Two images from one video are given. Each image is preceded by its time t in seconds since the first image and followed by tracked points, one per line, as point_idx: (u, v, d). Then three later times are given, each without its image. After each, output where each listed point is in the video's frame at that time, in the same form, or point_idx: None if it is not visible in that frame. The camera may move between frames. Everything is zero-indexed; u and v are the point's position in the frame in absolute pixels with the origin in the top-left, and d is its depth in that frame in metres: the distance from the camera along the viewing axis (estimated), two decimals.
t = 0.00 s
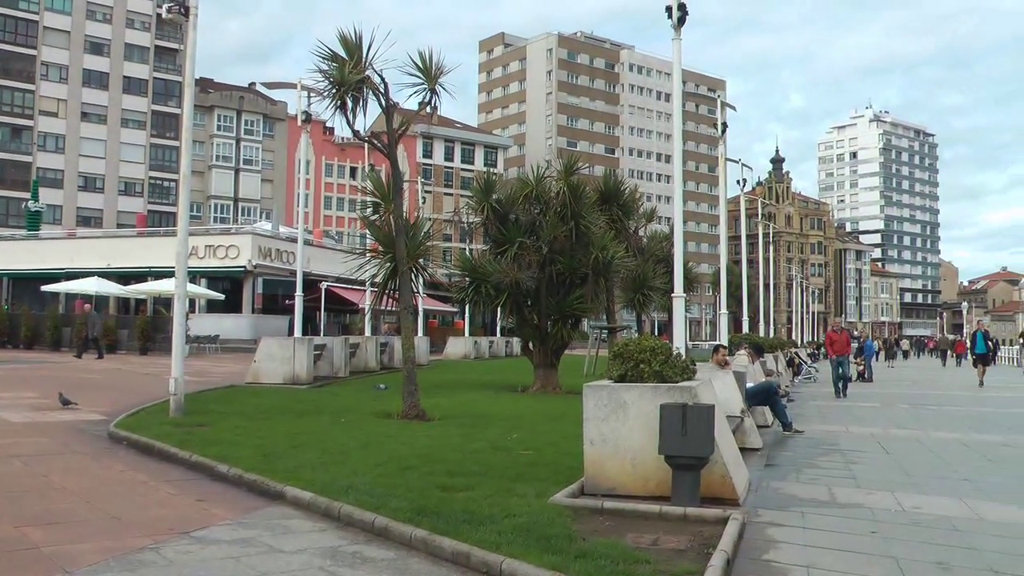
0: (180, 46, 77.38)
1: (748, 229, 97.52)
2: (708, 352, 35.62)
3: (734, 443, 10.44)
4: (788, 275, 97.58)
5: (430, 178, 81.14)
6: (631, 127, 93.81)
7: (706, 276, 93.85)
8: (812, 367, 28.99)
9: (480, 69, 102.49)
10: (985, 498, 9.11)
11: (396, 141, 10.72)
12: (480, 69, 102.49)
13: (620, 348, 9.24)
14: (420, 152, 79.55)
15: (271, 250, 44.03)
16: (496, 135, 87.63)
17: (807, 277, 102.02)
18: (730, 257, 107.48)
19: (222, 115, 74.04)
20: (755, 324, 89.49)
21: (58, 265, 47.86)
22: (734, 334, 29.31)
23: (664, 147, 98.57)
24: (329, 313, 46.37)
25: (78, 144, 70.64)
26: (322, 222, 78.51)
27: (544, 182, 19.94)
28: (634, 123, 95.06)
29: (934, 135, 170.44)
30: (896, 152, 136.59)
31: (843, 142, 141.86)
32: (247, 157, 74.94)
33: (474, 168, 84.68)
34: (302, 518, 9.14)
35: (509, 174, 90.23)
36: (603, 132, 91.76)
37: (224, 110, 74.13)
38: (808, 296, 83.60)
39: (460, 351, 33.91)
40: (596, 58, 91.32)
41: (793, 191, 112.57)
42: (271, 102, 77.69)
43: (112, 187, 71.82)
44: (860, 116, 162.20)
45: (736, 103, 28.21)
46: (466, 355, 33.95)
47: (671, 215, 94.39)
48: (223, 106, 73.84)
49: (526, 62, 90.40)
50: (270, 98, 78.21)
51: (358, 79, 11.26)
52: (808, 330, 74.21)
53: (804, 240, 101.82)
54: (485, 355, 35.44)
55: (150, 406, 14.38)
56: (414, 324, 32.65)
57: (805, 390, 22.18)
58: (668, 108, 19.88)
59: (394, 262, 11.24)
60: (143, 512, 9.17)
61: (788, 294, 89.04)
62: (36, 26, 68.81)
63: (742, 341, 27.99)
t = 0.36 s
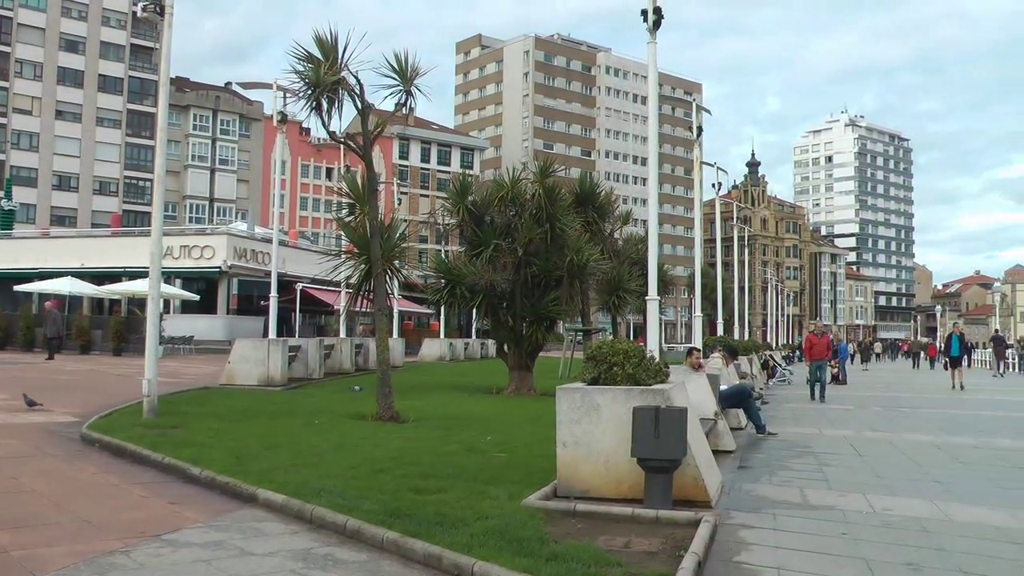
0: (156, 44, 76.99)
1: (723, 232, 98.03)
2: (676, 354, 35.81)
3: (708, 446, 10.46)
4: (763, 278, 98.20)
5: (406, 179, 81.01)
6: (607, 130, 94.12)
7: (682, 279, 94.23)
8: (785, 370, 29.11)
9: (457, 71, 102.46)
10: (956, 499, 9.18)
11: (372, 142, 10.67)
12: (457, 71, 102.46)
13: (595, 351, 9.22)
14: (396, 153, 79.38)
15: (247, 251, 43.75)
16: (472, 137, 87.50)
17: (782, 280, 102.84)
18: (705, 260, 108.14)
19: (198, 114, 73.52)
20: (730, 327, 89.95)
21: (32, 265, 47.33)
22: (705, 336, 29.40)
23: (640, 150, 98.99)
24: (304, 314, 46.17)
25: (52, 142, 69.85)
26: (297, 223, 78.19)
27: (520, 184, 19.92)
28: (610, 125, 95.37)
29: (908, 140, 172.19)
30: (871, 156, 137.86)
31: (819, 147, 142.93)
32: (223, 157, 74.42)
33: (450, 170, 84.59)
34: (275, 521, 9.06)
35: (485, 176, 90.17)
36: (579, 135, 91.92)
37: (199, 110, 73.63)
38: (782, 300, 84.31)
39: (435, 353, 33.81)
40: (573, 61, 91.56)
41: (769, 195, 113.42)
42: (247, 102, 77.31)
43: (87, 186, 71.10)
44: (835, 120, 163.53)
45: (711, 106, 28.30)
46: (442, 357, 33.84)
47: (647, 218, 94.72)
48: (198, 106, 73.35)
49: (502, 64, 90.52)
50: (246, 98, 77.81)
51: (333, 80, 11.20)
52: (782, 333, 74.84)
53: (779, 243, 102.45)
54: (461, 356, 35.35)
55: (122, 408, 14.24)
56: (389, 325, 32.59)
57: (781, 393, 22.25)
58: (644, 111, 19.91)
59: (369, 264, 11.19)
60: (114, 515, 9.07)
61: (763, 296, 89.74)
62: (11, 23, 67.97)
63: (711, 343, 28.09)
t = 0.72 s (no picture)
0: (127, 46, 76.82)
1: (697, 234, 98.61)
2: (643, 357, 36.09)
3: (681, 447, 10.49)
4: (737, 280, 98.88)
5: (380, 182, 80.85)
6: (581, 132, 94.42)
7: (656, 281, 94.69)
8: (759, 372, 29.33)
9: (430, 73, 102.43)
10: (927, 498, 9.26)
11: (344, 146, 10.64)
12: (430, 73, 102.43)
13: (568, 353, 9.23)
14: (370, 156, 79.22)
15: (220, 255, 43.55)
16: (446, 139, 87.38)
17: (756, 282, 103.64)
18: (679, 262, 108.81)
19: (170, 117, 72.99)
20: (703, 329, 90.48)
21: (3, 268, 46.74)
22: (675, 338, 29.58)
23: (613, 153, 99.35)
24: (278, 318, 45.96)
25: (23, 145, 68.98)
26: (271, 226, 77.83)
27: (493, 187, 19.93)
28: (585, 128, 95.64)
29: (879, 143, 174.00)
30: (843, 158, 139.11)
31: (792, 149, 144.02)
32: (196, 160, 73.86)
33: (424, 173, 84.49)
34: (247, 525, 9.00)
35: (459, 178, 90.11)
36: (553, 137, 92.09)
37: (172, 112, 73.07)
38: (756, 301, 85.07)
39: (411, 357, 33.82)
40: (546, 63, 91.78)
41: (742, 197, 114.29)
42: (220, 104, 76.86)
43: (58, 189, 70.31)
44: (808, 123, 164.90)
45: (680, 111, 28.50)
46: (417, 360, 33.86)
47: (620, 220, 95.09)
48: (171, 108, 72.78)
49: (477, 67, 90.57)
50: (219, 100, 77.36)
51: (305, 83, 11.14)
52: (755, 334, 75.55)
53: (753, 245, 103.14)
54: (435, 359, 35.34)
55: (94, 413, 14.09)
56: (363, 329, 32.59)
57: (755, 394, 22.33)
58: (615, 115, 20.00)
59: (342, 267, 11.14)
60: (84, 522, 8.96)
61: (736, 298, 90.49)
62: None
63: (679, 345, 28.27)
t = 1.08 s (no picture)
0: (98, 46, 76.09)
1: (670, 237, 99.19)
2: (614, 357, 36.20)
3: (651, 450, 10.52)
4: (709, 283, 99.55)
5: (352, 184, 80.70)
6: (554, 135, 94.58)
7: (627, 284, 95.10)
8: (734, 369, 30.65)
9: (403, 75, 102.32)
10: (893, 498, 9.33)
11: (315, 148, 10.62)
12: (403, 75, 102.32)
13: (537, 356, 9.24)
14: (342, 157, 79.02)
15: (191, 256, 43.24)
16: (419, 141, 87.25)
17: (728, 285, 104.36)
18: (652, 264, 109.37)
19: (141, 117, 72.50)
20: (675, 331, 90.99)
21: None
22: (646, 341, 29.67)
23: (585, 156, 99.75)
24: (249, 320, 45.69)
25: None
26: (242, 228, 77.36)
27: (465, 189, 19.95)
28: (557, 130, 95.82)
29: (850, 147, 175.95)
30: (815, 162, 140.44)
31: (764, 153, 145.13)
32: (168, 160, 73.32)
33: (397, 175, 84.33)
34: (216, 529, 8.92)
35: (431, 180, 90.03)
36: (526, 140, 92.18)
37: (143, 112, 72.62)
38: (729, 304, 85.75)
39: (382, 359, 33.80)
40: (519, 66, 91.97)
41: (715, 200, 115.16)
42: (192, 104, 76.39)
43: (28, 189, 69.49)
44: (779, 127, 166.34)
45: (649, 113, 28.67)
46: (388, 362, 33.88)
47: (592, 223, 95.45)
48: (142, 108, 72.30)
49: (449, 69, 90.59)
50: (191, 100, 76.87)
51: (277, 84, 11.09)
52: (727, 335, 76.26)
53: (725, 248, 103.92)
54: (407, 361, 35.36)
55: (62, 416, 13.92)
56: (334, 331, 32.50)
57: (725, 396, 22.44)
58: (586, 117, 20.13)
59: (312, 269, 11.10)
60: (49, 527, 8.83)
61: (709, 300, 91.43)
62: None
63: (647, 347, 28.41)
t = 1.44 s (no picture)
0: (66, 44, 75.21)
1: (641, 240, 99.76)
2: (582, 357, 37.21)
3: (621, 452, 10.53)
4: (680, 285, 100.18)
5: (322, 186, 80.54)
6: (525, 137, 94.76)
7: (598, 286, 95.46)
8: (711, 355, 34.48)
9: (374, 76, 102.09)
10: (861, 498, 9.39)
11: (285, 149, 10.58)
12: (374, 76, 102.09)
13: (505, 357, 9.26)
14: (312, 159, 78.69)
15: (161, 257, 42.85)
16: (390, 143, 87.04)
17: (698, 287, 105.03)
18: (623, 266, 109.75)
19: (111, 117, 71.86)
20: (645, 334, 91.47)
21: None
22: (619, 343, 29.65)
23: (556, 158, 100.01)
24: (219, 322, 45.37)
25: None
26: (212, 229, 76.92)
27: (435, 191, 19.89)
28: (528, 132, 95.76)
29: (820, 151, 177.77)
30: (785, 166, 141.64)
31: (735, 156, 146.05)
32: (138, 161, 72.66)
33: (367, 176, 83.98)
34: (184, 533, 8.83)
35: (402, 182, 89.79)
36: (497, 142, 92.22)
37: (113, 113, 72.00)
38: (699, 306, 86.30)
39: (353, 361, 33.73)
40: (491, 68, 91.81)
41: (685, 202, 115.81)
42: (161, 104, 75.78)
43: None
44: (750, 130, 167.33)
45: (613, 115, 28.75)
46: (359, 364, 33.82)
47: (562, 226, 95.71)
48: (111, 108, 71.72)
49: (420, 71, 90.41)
50: (160, 100, 76.24)
51: (246, 84, 11.01)
52: (698, 337, 76.82)
53: (696, 251, 104.63)
54: (379, 363, 35.25)
55: (28, 420, 13.73)
56: (305, 334, 32.28)
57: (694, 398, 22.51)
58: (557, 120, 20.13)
59: (282, 270, 11.05)
60: (14, 532, 8.70)
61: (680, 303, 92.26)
62: None
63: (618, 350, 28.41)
